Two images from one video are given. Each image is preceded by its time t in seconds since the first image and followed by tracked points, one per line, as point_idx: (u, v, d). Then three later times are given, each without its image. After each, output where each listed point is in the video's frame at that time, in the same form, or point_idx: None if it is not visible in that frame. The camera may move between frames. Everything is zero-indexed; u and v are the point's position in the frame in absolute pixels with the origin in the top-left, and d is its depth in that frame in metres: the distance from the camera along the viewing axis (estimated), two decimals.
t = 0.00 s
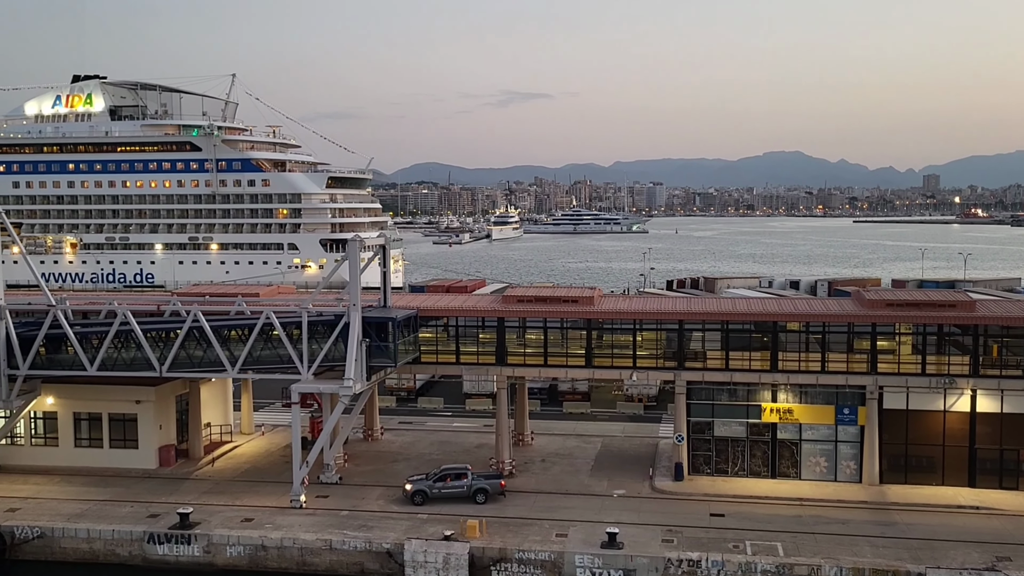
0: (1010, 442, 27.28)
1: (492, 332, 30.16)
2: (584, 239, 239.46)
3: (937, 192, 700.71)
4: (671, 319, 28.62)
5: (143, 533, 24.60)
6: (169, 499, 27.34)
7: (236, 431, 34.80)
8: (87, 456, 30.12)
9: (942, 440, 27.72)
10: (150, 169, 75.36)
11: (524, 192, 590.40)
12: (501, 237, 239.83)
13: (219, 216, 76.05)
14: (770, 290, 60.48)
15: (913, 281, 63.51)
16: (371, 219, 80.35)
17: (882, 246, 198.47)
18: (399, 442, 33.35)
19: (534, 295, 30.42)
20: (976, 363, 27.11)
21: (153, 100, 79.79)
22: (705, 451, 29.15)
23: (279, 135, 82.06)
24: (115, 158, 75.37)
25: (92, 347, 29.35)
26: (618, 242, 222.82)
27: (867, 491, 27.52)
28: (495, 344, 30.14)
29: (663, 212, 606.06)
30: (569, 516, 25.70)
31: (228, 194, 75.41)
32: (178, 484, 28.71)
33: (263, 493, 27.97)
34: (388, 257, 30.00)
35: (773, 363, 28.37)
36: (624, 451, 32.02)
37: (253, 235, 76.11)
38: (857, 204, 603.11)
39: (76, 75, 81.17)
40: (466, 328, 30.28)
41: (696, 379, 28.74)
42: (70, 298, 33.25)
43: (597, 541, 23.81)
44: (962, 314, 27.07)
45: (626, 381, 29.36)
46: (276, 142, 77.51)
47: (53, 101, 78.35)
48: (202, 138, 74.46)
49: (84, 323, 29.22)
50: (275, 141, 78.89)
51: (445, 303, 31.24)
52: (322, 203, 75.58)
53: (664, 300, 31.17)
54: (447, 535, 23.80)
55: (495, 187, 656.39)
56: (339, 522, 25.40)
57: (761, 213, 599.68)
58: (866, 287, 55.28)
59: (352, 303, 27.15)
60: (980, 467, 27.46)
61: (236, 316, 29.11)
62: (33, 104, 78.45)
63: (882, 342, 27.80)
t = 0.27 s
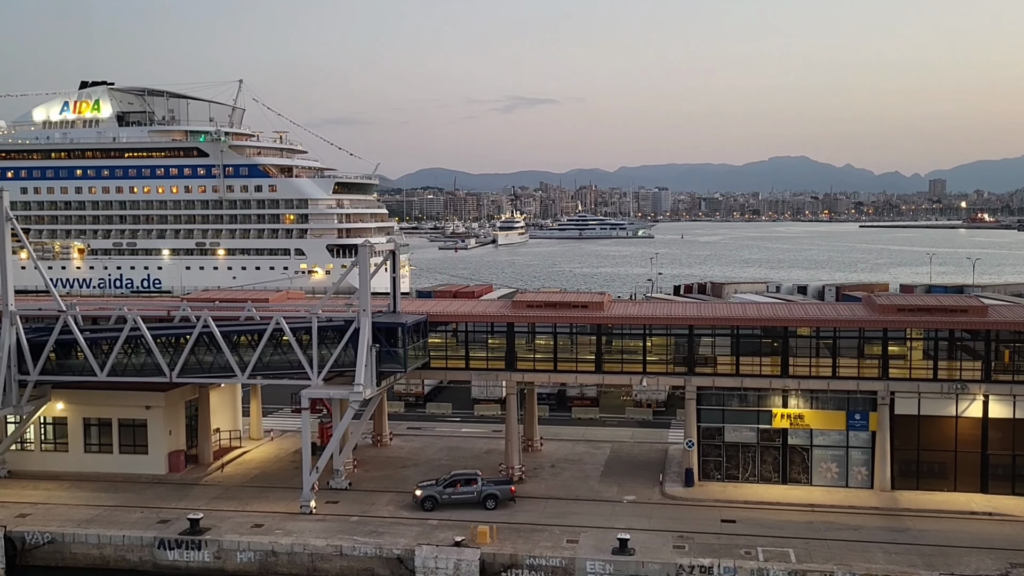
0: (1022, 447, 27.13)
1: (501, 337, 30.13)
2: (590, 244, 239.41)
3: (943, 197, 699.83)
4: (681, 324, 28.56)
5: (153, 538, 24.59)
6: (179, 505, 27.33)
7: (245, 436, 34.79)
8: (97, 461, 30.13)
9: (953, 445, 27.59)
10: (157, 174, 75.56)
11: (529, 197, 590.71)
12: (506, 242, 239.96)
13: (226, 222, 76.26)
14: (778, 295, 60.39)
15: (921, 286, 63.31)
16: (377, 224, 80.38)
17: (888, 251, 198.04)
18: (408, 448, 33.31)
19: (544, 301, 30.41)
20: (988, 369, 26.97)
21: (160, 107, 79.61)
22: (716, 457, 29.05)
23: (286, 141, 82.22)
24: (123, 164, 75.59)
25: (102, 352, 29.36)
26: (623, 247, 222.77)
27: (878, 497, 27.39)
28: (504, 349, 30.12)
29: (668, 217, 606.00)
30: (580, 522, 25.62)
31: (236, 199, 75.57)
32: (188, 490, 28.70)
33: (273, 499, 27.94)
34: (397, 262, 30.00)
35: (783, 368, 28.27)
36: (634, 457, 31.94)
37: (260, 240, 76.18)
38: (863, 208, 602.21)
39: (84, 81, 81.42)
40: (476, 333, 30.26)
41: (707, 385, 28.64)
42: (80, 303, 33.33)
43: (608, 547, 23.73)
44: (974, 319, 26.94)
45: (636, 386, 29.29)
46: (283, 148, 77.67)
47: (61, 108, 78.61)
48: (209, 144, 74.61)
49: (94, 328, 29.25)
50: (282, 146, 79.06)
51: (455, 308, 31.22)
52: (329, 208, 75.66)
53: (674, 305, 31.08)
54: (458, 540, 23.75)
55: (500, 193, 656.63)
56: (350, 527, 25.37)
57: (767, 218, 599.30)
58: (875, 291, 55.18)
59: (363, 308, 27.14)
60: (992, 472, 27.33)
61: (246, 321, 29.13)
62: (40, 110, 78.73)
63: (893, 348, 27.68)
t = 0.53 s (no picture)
0: None
1: (510, 341, 30.10)
2: (595, 248, 239.31)
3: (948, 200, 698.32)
4: (690, 328, 28.50)
5: (163, 542, 24.55)
6: (188, 509, 27.31)
7: (254, 440, 34.75)
8: (106, 465, 30.14)
9: (964, 450, 27.46)
10: (163, 178, 75.68)
11: (534, 201, 590.68)
12: (511, 246, 240.04)
13: (232, 225, 76.14)
14: (785, 300, 60.27)
15: (929, 291, 63.11)
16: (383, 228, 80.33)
17: (894, 256, 197.75)
18: (416, 452, 33.27)
19: (553, 304, 30.40)
20: (998, 373, 26.88)
21: (166, 110, 80.13)
22: (725, 462, 28.96)
23: (292, 144, 82.33)
24: (130, 168, 75.75)
25: (111, 356, 29.40)
26: (629, 251, 222.68)
27: (889, 502, 27.25)
28: (513, 353, 30.09)
29: (672, 221, 605.78)
30: (590, 527, 25.55)
31: (242, 203, 75.67)
32: (197, 494, 28.67)
33: (282, 503, 27.90)
34: (406, 266, 30.00)
35: (793, 372, 28.16)
36: (643, 461, 31.85)
37: (266, 244, 76.23)
38: (868, 212, 601.58)
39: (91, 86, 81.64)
40: (484, 337, 30.24)
41: (716, 389, 28.55)
42: (89, 306, 33.38)
43: (619, 552, 23.64)
44: (985, 323, 26.87)
45: (645, 390, 29.22)
46: (289, 152, 77.80)
47: (68, 112, 78.85)
48: (216, 148, 74.60)
49: (103, 332, 29.29)
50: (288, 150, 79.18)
51: (463, 312, 31.21)
52: (335, 212, 75.72)
53: (683, 309, 31.03)
54: (467, 545, 23.68)
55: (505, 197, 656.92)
56: (359, 532, 25.32)
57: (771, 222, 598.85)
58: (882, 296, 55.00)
59: (372, 312, 27.14)
60: (1004, 477, 27.18)
61: (255, 325, 29.13)
62: (47, 114, 79.01)
63: (903, 352, 27.60)
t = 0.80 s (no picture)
0: None
1: (518, 344, 30.06)
2: (599, 251, 239.35)
3: (952, 203, 697.37)
4: (699, 331, 28.45)
5: (171, 546, 24.53)
6: (196, 512, 27.29)
7: (261, 443, 34.76)
8: (114, 468, 30.15)
9: (974, 453, 27.36)
10: (169, 181, 75.80)
11: (537, 204, 590.74)
12: (515, 249, 240.15)
13: (237, 229, 76.47)
14: (791, 303, 60.18)
15: (935, 293, 62.99)
16: (388, 231, 80.32)
17: (899, 259, 197.53)
18: (423, 455, 33.23)
19: (561, 308, 30.41)
20: (1008, 377, 26.76)
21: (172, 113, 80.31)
22: (734, 465, 28.88)
23: (297, 148, 82.45)
24: (135, 171, 75.86)
25: (119, 359, 29.37)
26: (633, 253, 222.74)
27: (898, 505, 27.16)
28: (521, 356, 30.04)
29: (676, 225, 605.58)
30: (598, 531, 25.49)
31: (247, 207, 75.77)
32: (204, 497, 28.66)
33: (289, 506, 27.86)
34: (414, 269, 29.97)
35: (802, 375, 28.08)
36: (650, 465, 31.79)
37: (271, 247, 76.30)
38: (871, 215, 601.02)
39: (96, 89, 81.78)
40: (492, 340, 30.20)
41: (725, 392, 28.49)
42: (96, 309, 33.41)
43: (628, 556, 23.57)
44: (994, 326, 26.76)
45: (653, 394, 29.15)
46: (294, 155, 77.86)
47: (73, 115, 78.90)
48: (221, 151, 74.91)
49: (111, 335, 29.28)
50: (293, 153, 79.27)
51: (471, 315, 31.19)
52: (340, 215, 75.75)
53: (692, 312, 30.98)
54: (476, 549, 23.63)
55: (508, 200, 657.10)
56: (368, 535, 25.28)
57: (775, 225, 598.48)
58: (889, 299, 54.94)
59: (380, 315, 27.12)
60: (1014, 481, 27.07)
61: (262, 328, 29.10)
62: (53, 118, 79.16)
63: (913, 355, 27.50)
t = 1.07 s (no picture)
0: None
1: (526, 347, 30.03)
2: (603, 254, 239.35)
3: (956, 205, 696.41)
4: (707, 334, 28.41)
5: (179, 549, 24.49)
6: (204, 515, 27.26)
7: (268, 446, 34.73)
8: (122, 472, 30.14)
9: (984, 456, 27.26)
10: (174, 185, 75.91)
11: (541, 206, 590.95)
12: (520, 252, 240.29)
13: (243, 232, 76.58)
14: (797, 305, 60.08)
15: (942, 295, 62.87)
16: (393, 233, 80.27)
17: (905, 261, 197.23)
18: (431, 458, 33.20)
19: (569, 311, 30.40)
20: (1018, 380, 26.63)
21: (177, 117, 80.46)
22: (743, 468, 28.81)
23: (302, 151, 82.55)
24: (140, 175, 75.98)
25: (127, 363, 29.33)
26: (637, 256, 222.81)
27: (909, 509, 27.06)
28: (529, 359, 30.00)
29: (679, 227, 605.41)
30: (608, 534, 25.42)
31: (252, 210, 75.83)
32: (213, 500, 28.63)
33: (298, 509, 27.83)
34: (422, 272, 29.96)
35: (811, 378, 28.02)
36: (659, 468, 31.72)
37: (276, 250, 76.30)
38: (875, 217, 600.37)
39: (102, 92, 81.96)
40: (500, 343, 30.16)
41: (734, 395, 28.42)
42: (104, 313, 33.44)
43: (638, 559, 23.49)
44: (1004, 329, 26.64)
45: (662, 397, 29.09)
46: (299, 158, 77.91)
47: (79, 119, 79.26)
48: (226, 154, 75.28)
49: (119, 338, 29.25)
50: (298, 156, 79.34)
51: (479, 318, 31.17)
52: (345, 218, 75.79)
53: (701, 315, 30.92)
54: (485, 552, 23.55)
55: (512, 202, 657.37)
56: (376, 539, 25.24)
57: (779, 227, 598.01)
58: (896, 301, 54.83)
59: (389, 318, 27.10)
60: None
61: (270, 331, 29.09)
62: (59, 121, 79.46)
63: (922, 358, 27.40)
